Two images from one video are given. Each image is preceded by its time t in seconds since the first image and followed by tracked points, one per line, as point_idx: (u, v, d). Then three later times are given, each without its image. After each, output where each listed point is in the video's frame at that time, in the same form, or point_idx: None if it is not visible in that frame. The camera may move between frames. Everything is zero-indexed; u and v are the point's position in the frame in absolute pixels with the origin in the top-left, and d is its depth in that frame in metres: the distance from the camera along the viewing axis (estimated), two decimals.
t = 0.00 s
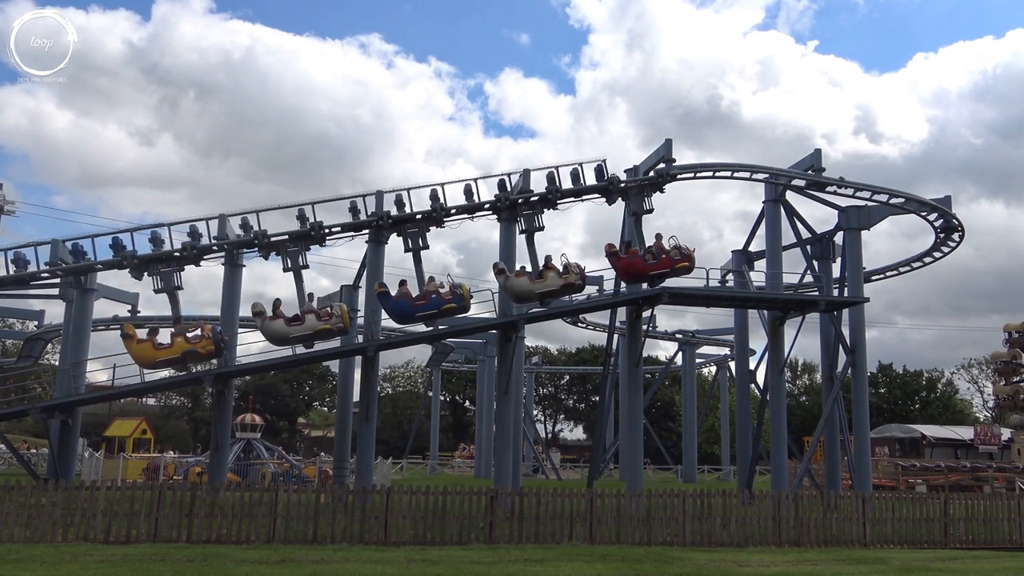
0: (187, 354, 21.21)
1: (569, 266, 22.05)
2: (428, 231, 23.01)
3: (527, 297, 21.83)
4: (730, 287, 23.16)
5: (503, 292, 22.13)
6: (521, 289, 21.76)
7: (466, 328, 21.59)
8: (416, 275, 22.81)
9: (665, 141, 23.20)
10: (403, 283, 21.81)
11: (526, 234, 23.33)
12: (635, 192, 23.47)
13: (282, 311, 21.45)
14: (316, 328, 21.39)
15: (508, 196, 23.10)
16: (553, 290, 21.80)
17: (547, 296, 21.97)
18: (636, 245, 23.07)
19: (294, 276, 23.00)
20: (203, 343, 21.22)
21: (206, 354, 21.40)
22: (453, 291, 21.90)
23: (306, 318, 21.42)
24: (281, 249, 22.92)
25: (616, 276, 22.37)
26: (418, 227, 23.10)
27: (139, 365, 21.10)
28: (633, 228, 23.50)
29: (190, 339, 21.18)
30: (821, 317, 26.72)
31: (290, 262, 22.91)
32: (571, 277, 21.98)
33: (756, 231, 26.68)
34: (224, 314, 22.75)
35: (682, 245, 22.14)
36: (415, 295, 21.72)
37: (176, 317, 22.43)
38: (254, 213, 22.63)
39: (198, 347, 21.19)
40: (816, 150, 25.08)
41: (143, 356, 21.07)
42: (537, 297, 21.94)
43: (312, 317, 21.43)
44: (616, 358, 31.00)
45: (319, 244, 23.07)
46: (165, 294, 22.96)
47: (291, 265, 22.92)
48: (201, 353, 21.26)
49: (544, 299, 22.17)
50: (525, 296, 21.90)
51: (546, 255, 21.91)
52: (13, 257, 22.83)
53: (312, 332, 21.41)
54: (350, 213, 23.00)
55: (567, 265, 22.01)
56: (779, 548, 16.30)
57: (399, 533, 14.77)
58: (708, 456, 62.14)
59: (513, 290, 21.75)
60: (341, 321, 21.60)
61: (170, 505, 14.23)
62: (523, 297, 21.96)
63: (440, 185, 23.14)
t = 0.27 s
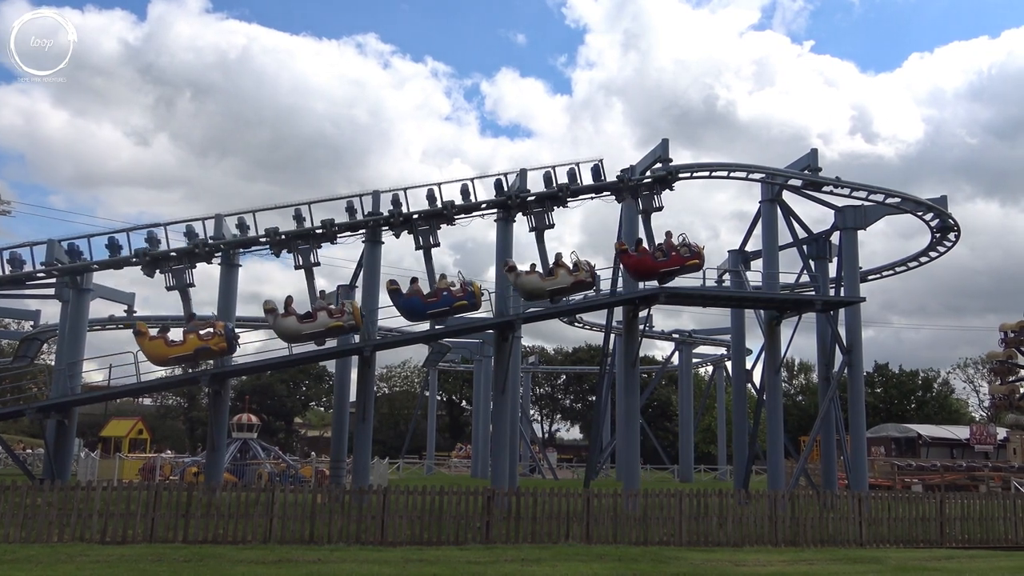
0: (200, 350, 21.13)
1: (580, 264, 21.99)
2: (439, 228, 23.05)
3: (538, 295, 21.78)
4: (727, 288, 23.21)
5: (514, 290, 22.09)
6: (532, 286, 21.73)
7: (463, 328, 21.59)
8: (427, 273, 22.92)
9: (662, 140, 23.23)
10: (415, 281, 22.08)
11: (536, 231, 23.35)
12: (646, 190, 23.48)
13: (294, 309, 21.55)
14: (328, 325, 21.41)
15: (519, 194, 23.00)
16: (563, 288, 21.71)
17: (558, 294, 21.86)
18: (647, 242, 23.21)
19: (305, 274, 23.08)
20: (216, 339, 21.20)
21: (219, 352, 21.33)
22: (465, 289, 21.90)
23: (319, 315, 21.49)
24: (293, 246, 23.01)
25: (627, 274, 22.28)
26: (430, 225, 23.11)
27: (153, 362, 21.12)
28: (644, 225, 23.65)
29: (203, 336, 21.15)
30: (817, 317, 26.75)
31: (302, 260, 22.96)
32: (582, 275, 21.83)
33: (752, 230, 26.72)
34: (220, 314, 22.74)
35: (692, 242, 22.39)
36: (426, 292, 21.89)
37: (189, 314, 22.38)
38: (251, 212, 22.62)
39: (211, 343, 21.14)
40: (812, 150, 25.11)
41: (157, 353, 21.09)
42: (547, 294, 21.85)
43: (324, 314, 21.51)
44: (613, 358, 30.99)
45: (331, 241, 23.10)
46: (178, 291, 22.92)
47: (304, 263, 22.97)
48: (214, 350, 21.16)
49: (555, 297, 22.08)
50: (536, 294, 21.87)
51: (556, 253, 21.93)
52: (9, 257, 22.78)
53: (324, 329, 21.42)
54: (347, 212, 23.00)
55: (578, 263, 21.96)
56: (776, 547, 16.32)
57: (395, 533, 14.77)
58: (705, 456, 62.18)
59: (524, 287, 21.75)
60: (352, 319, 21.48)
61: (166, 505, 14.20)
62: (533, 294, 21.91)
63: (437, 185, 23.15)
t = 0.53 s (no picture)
0: (214, 346, 21.16)
1: (592, 261, 22.09)
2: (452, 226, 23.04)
3: (550, 292, 21.99)
4: (723, 288, 23.22)
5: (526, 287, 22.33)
6: (544, 284, 21.95)
7: (459, 328, 21.58)
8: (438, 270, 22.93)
9: (659, 141, 23.24)
10: (428, 277, 21.97)
11: (548, 228, 23.38)
12: (656, 189, 23.57)
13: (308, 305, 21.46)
14: (342, 321, 21.31)
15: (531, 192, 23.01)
16: (575, 285, 21.94)
17: (570, 292, 22.08)
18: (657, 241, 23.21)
19: (318, 271, 23.04)
20: (229, 335, 21.17)
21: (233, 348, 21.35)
22: (478, 286, 21.75)
23: (332, 311, 21.40)
24: (307, 242, 22.99)
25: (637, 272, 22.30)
26: (443, 221, 23.12)
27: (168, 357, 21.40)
28: (655, 222, 23.69)
29: (216, 331, 21.16)
30: (813, 318, 26.79)
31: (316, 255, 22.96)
32: (594, 272, 22.00)
33: (749, 231, 26.75)
34: (216, 312, 22.69)
35: (702, 241, 22.48)
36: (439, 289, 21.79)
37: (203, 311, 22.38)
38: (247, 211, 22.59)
39: (224, 339, 21.13)
40: (808, 151, 25.15)
41: (171, 348, 21.32)
42: (560, 292, 22.08)
43: (338, 310, 21.43)
44: (609, 358, 30.99)
45: (346, 239, 23.02)
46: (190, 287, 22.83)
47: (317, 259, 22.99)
48: (228, 346, 21.17)
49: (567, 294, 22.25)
50: (548, 291, 22.07)
51: (568, 250, 22.13)
52: (4, 255, 22.72)
53: (339, 326, 21.36)
54: (343, 212, 22.97)
55: (590, 260, 22.09)
56: (771, 547, 16.33)
57: (391, 533, 14.76)
58: (700, 456, 62.23)
59: (537, 284, 21.94)
60: (367, 314, 21.41)
61: (161, 504, 14.17)
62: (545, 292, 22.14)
63: (434, 185, 23.13)
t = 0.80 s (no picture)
0: (231, 342, 21.19)
1: (606, 258, 22.24)
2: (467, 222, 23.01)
3: (564, 289, 22.12)
4: (721, 288, 23.22)
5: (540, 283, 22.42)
6: (558, 281, 22.10)
7: (457, 328, 21.56)
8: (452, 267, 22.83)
9: (657, 141, 23.25)
10: (442, 274, 21.90)
11: (562, 225, 23.39)
12: (668, 187, 23.55)
13: (324, 301, 21.46)
14: (358, 318, 21.39)
15: (546, 188, 23.02)
16: (590, 282, 22.04)
17: (584, 288, 22.19)
18: (669, 239, 23.14)
19: (334, 267, 23.04)
20: (246, 330, 21.25)
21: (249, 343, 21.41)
22: (493, 283, 21.87)
23: (348, 308, 21.46)
24: (321, 239, 22.98)
25: (649, 270, 22.37)
26: (457, 218, 23.09)
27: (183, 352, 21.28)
28: (668, 219, 23.70)
29: (232, 327, 21.20)
30: (811, 318, 26.81)
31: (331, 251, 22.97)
32: (608, 269, 22.09)
33: (747, 231, 26.76)
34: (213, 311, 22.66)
35: (714, 241, 22.62)
36: (455, 286, 21.73)
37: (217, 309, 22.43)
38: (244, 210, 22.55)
39: (241, 335, 21.18)
40: (806, 152, 25.18)
41: (187, 344, 21.23)
42: (574, 289, 22.17)
43: (353, 306, 21.47)
44: (606, 358, 30.99)
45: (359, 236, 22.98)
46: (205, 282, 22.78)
47: (332, 255, 22.97)
48: (245, 342, 21.25)
49: (580, 291, 22.37)
50: (562, 288, 22.19)
51: (583, 247, 22.19)
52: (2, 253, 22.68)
53: (354, 322, 21.41)
54: (341, 211, 22.95)
55: (604, 258, 22.22)
56: (768, 548, 16.35)
57: (388, 532, 14.76)
58: (697, 456, 62.29)
59: (550, 281, 22.10)
60: (382, 310, 21.57)
61: (158, 503, 14.16)
62: (560, 288, 22.23)
63: (432, 184, 23.11)
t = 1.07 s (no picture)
0: (244, 339, 21.18)
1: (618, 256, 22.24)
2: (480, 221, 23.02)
3: (576, 287, 22.17)
4: (719, 289, 23.23)
5: (552, 281, 22.49)
6: (570, 279, 22.12)
7: (455, 328, 21.55)
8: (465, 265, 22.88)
9: (655, 141, 23.27)
10: (455, 271, 22.04)
11: (574, 224, 23.42)
12: (680, 186, 23.62)
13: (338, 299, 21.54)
14: (372, 315, 21.45)
15: (558, 187, 23.08)
16: (602, 280, 22.07)
17: (596, 286, 22.25)
18: (679, 238, 23.11)
19: (347, 264, 23.21)
20: (260, 327, 21.21)
21: (263, 341, 21.35)
22: (505, 281, 22.04)
23: (361, 305, 21.50)
24: (335, 236, 23.08)
25: (657, 268, 22.49)
26: (470, 217, 23.16)
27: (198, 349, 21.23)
28: (677, 219, 23.73)
29: (247, 324, 21.21)
30: (808, 319, 26.84)
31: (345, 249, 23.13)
32: (620, 267, 22.06)
33: (745, 232, 26.79)
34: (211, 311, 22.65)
35: (723, 241, 22.58)
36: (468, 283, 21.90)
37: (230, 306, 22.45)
38: (242, 210, 22.55)
39: (255, 332, 21.15)
40: (804, 153, 25.21)
41: (202, 341, 21.19)
42: (585, 287, 22.23)
43: (367, 304, 21.52)
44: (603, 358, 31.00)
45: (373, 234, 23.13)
46: (219, 280, 22.93)
47: (346, 253, 23.13)
48: (258, 339, 21.20)
49: (591, 289, 22.48)
50: (574, 286, 22.25)
51: (595, 245, 22.21)
52: None
53: (368, 319, 21.46)
54: (339, 211, 22.95)
55: (616, 256, 22.20)
56: (766, 548, 16.36)
57: (386, 533, 14.76)
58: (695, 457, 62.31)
59: (562, 279, 22.12)
60: (395, 307, 21.62)
61: (156, 503, 14.14)
62: (572, 286, 22.29)
63: (430, 184, 23.12)
